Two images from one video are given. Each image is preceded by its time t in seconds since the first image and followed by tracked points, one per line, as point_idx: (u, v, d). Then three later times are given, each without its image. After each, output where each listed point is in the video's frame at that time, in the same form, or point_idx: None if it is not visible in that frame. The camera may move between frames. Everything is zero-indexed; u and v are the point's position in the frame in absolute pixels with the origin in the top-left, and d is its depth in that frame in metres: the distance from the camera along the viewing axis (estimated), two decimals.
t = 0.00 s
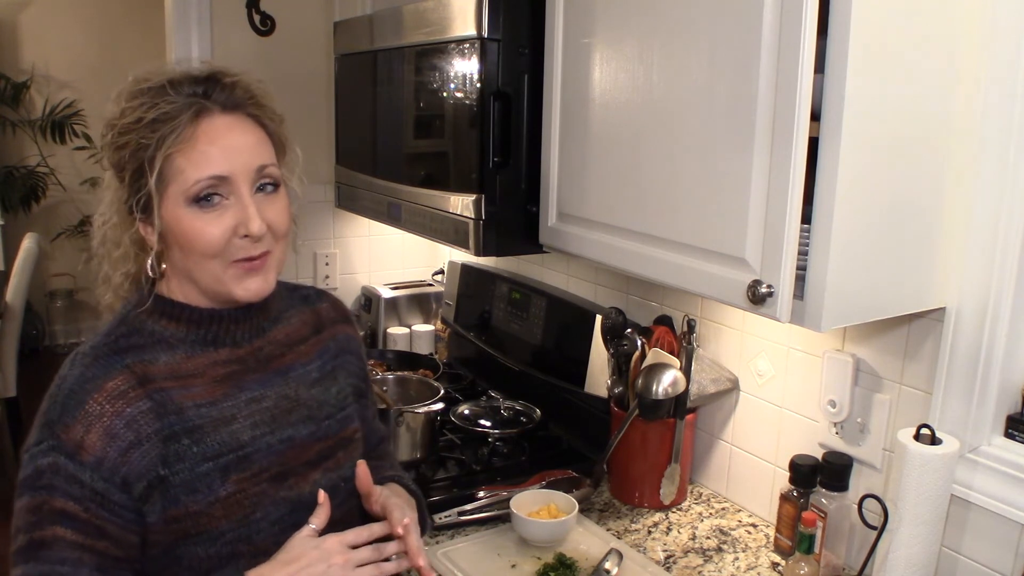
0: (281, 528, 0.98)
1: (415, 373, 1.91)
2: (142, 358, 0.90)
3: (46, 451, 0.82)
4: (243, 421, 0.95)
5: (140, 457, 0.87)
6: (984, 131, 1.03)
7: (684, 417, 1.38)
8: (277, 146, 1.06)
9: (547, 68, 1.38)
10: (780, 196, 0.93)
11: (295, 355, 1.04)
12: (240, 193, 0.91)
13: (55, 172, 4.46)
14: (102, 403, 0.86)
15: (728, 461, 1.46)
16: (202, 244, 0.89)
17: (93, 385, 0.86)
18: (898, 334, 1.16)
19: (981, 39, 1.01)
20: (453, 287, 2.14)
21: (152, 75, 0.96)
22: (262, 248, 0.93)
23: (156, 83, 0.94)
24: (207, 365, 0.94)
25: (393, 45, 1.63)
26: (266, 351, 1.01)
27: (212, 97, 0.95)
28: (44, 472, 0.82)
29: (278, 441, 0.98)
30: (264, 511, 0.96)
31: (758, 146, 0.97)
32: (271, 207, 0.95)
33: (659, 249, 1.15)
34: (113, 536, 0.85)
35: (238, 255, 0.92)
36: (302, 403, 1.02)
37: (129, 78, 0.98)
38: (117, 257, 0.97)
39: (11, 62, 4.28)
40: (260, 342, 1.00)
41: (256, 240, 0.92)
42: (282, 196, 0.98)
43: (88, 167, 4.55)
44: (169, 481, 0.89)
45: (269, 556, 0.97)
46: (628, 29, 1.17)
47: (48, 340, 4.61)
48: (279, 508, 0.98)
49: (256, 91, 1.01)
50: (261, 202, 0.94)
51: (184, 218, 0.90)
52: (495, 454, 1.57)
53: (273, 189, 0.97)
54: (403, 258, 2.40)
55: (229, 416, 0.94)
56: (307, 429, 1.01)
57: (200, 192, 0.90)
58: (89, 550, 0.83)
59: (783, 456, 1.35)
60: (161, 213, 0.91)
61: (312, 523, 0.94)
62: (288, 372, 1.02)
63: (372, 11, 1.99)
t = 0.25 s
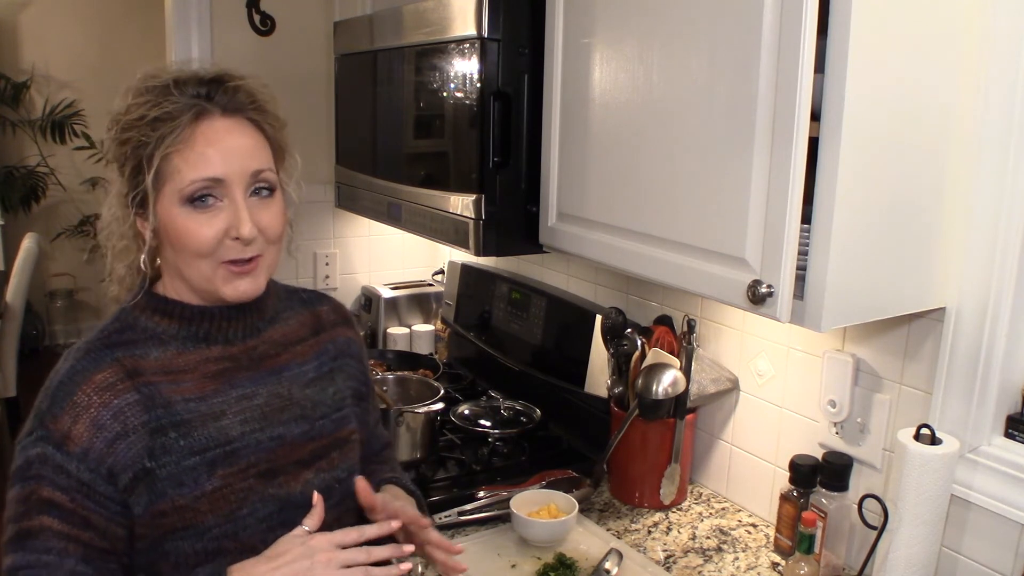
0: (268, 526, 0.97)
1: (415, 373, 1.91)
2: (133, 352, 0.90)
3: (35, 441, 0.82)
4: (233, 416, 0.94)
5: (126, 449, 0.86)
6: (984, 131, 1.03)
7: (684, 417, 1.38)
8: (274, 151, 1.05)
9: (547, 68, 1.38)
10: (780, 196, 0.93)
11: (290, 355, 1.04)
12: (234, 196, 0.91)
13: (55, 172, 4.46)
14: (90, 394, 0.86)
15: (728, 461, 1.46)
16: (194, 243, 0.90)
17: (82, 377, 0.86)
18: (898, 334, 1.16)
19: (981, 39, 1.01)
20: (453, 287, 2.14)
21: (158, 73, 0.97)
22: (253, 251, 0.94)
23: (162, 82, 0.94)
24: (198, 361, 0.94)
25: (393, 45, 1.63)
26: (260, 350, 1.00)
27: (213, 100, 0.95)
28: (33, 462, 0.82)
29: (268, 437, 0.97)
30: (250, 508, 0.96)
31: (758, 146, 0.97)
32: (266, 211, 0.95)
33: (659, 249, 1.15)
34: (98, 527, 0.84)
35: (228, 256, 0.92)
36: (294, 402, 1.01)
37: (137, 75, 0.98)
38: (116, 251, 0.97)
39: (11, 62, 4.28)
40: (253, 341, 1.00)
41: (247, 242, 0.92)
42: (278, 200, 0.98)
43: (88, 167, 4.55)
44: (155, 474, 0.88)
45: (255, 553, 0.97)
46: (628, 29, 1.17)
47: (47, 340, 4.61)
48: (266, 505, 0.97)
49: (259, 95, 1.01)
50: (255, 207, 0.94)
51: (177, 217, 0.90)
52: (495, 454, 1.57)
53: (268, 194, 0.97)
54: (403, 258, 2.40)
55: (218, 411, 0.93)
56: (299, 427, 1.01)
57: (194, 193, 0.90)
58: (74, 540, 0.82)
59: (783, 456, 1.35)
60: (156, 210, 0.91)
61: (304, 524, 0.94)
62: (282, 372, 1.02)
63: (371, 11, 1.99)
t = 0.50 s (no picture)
0: (266, 525, 0.96)
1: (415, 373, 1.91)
2: (131, 349, 0.90)
3: (32, 437, 0.81)
4: (231, 415, 0.94)
5: (123, 446, 0.85)
6: (984, 131, 1.03)
7: (684, 417, 1.38)
8: (274, 158, 1.01)
9: (548, 68, 1.38)
10: (780, 196, 0.93)
11: (288, 356, 1.03)
12: (219, 191, 0.91)
13: (55, 171, 4.46)
14: (89, 390, 0.85)
15: (728, 461, 1.46)
16: (177, 235, 0.90)
17: (80, 373, 0.85)
18: (898, 334, 1.16)
19: (981, 39, 1.01)
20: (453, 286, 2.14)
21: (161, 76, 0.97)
22: (235, 248, 0.93)
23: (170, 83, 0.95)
24: (196, 360, 0.94)
25: (393, 45, 1.63)
26: (259, 349, 1.00)
27: (215, 99, 0.95)
28: (30, 459, 0.80)
29: (267, 437, 0.97)
30: (248, 506, 0.95)
31: (758, 146, 0.97)
32: (254, 209, 0.94)
33: (659, 249, 1.15)
34: (94, 523, 0.82)
35: (211, 252, 0.91)
36: (294, 402, 1.00)
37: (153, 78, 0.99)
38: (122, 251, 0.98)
39: (11, 62, 4.28)
40: (252, 341, 0.99)
41: (229, 239, 0.91)
42: (270, 202, 0.97)
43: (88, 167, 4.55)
44: (152, 471, 0.87)
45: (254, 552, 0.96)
46: (628, 29, 1.17)
47: (47, 340, 4.61)
48: (265, 504, 0.96)
49: (262, 96, 1.00)
50: (244, 204, 0.93)
51: (164, 209, 0.90)
52: (495, 454, 1.57)
53: (260, 195, 0.96)
54: (403, 259, 2.40)
55: (216, 410, 0.92)
56: (297, 427, 1.00)
57: (181, 185, 0.90)
58: (71, 537, 0.80)
59: (783, 457, 1.35)
60: (147, 201, 0.92)
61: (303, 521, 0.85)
62: (280, 372, 1.01)
63: (371, 11, 1.99)
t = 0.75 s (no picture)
0: (271, 526, 0.96)
1: (415, 373, 1.91)
2: (139, 349, 0.89)
3: (40, 436, 0.80)
4: (238, 415, 0.93)
5: (131, 445, 0.85)
6: (984, 131, 1.03)
7: (684, 417, 1.38)
8: (273, 154, 0.99)
9: (547, 68, 1.38)
10: (780, 196, 0.93)
11: (293, 358, 1.03)
12: (217, 189, 0.91)
13: (55, 171, 4.46)
14: (97, 388, 0.84)
15: (728, 461, 1.46)
16: (177, 236, 0.89)
17: (88, 371, 0.85)
18: (898, 334, 1.16)
19: (980, 39, 1.01)
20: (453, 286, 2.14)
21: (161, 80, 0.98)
22: (237, 245, 0.92)
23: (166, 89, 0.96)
24: (204, 360, 0.93)
25: (393, 45, 1.63)
26: (265, 351, 1.00)
27: (207, 101, 0.95)
28: (37, 457, 0.80)
29: (273, 437, 0.96)
30: (254, 507, 0.94)
31: (758, 146, 0.97)
32: (254, 206, 0.94)
33: (659, 249, 1.15)
34: (101, 523, 0.82)
35: (212, 251, 0.91)
36: (299, 403, 1.00)
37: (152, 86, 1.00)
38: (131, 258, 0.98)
39: (10, 62, 4.28)
40: (258, 343, 0.99)
41: (230, 236, 0.91)
42: (270, 196, 0.96)
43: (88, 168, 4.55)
44: (160, 471, 0.87)
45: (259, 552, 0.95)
46: (628, 28, 1.17)
47: (47, 340, 4.61)
48: (270, 505, 0.96)
49: (254, 93, 1.00)
50: (242, 202, 0.93)
51: (164, 212, 0.90)
52: (495, 454, 1.57)
53: (258, 190, 0.95)
54: (403, 259, 2.40)
55: (224, 410, 0.92)
56: (303, 428, 0.99)
57: (179, 186, 0.90)
58: (77, 536, 0.80)
59: (783, 457, 1.35)
60: (147, 206, 0.92)
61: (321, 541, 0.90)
62: (284, 373, 1.00)
63: (371, 11, 1.99)
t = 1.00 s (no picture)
0: (279, 524, 0.96)
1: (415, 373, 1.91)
2: (144, 347, 0.89)
3: (45, 436, 0.80)
4: (244, 414, 0.93)
5: (138, 445, 0.85)
6: (984, 131, 1.03)
7: (684, 417, 1.38)
8: (278, 154, 1.00)
9: (547, 68, 1.38)
10: (780, 196, 0.93)
11: (297, 356, 1.03)
12: (224, 188, 0.91)
13: (55, 171, 4.46)
14: (103, 387, 0.84)
15: (728, 461, 1.46)
16: (185, 237, 0.89)
17: (94, 370, 0.85)
18: (898, 334, 1.16)
19: (981, 39, 1.02)
20: (453, 287, 2.14)
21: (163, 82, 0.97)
22: (246, 246, 0.92)
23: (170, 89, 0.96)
24: (208, 358, 0.93)
25: (393, 45, 1.63)
26: (269, 349, 1.00)
27: (213, 101, 0.95)
28: (42, 458, 0.79)
29: (279, 436, 0.96)
30: (262, 506, 0.94)
31: (758, 146, 0.97)
32: (261, 207, 0.94)
33: (659, 249, 1.15)
34: (108, 524, 0.82)
35: (220, 251, 0.90)
36: (304, 401, 1.00)
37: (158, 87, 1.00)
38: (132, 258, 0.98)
39: (11, 62, 4.28)
40: (262, 340, 0.99)
41: (238, 236, 0.91)
42: (276, 196, 0.96)
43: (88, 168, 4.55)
44: (167, 471, 0.87)
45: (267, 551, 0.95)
46: (628, 28, 1.17)
47: (47, 340, 4.61)
48: (277, 504, 0.96)
49: (260, 95, 1.00)
50: (250, 202, 0.93)
51: (171, 212, 0.90)
52: (495, 454, 1.57)
53: (265, 190, 0.95)
54: (403, 258, 2.40)
55: (230, 408, 0.92)
56: (308, 426, 1.00)
57: (186, 186, 0.90)
58: (83, 537, 0.80)
59: (783, 457, 1.35)
60: (153, 207, 0.92)
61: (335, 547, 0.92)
62: (289, 372, 1.00)
63: (371, 11, 1.99)
